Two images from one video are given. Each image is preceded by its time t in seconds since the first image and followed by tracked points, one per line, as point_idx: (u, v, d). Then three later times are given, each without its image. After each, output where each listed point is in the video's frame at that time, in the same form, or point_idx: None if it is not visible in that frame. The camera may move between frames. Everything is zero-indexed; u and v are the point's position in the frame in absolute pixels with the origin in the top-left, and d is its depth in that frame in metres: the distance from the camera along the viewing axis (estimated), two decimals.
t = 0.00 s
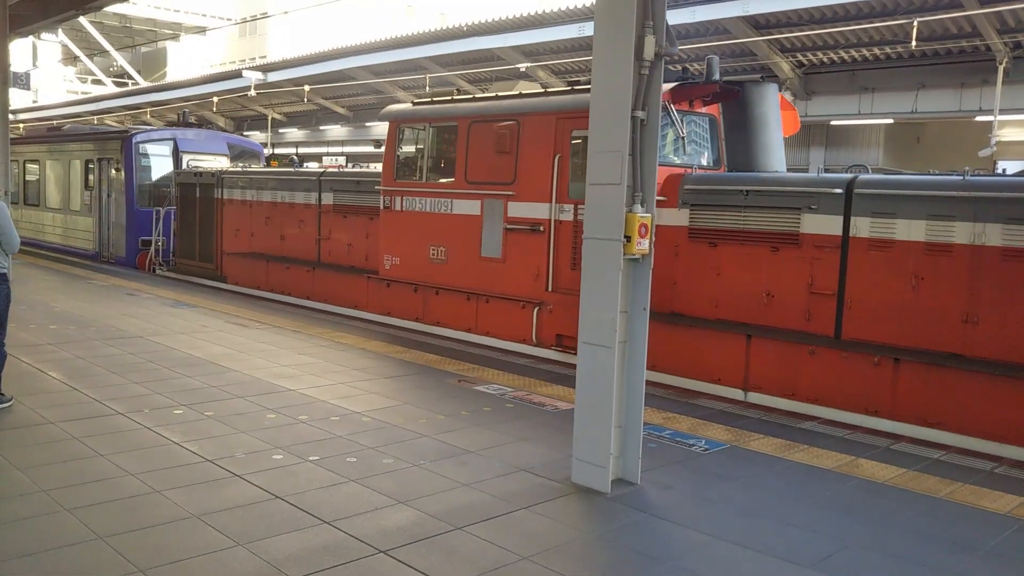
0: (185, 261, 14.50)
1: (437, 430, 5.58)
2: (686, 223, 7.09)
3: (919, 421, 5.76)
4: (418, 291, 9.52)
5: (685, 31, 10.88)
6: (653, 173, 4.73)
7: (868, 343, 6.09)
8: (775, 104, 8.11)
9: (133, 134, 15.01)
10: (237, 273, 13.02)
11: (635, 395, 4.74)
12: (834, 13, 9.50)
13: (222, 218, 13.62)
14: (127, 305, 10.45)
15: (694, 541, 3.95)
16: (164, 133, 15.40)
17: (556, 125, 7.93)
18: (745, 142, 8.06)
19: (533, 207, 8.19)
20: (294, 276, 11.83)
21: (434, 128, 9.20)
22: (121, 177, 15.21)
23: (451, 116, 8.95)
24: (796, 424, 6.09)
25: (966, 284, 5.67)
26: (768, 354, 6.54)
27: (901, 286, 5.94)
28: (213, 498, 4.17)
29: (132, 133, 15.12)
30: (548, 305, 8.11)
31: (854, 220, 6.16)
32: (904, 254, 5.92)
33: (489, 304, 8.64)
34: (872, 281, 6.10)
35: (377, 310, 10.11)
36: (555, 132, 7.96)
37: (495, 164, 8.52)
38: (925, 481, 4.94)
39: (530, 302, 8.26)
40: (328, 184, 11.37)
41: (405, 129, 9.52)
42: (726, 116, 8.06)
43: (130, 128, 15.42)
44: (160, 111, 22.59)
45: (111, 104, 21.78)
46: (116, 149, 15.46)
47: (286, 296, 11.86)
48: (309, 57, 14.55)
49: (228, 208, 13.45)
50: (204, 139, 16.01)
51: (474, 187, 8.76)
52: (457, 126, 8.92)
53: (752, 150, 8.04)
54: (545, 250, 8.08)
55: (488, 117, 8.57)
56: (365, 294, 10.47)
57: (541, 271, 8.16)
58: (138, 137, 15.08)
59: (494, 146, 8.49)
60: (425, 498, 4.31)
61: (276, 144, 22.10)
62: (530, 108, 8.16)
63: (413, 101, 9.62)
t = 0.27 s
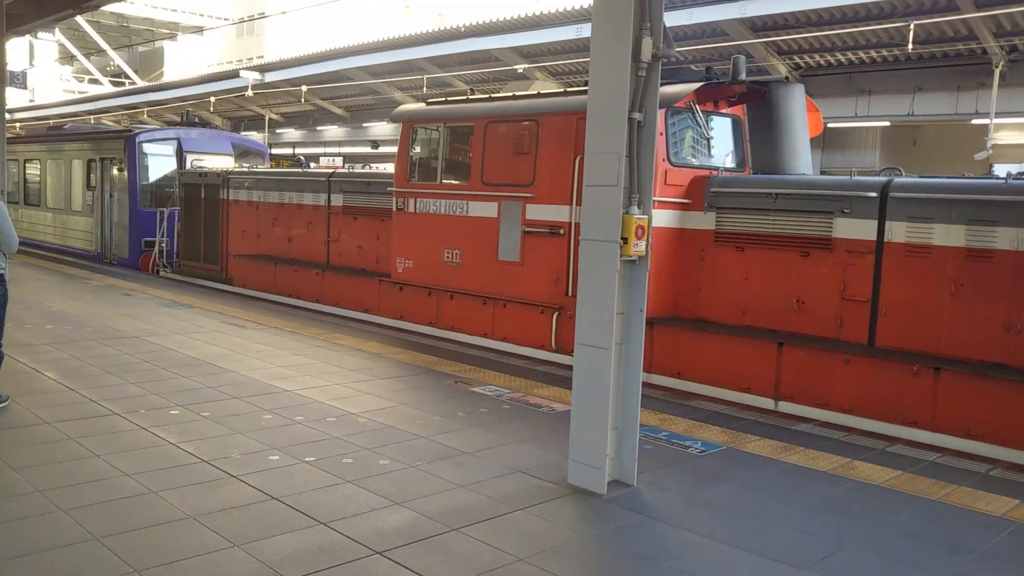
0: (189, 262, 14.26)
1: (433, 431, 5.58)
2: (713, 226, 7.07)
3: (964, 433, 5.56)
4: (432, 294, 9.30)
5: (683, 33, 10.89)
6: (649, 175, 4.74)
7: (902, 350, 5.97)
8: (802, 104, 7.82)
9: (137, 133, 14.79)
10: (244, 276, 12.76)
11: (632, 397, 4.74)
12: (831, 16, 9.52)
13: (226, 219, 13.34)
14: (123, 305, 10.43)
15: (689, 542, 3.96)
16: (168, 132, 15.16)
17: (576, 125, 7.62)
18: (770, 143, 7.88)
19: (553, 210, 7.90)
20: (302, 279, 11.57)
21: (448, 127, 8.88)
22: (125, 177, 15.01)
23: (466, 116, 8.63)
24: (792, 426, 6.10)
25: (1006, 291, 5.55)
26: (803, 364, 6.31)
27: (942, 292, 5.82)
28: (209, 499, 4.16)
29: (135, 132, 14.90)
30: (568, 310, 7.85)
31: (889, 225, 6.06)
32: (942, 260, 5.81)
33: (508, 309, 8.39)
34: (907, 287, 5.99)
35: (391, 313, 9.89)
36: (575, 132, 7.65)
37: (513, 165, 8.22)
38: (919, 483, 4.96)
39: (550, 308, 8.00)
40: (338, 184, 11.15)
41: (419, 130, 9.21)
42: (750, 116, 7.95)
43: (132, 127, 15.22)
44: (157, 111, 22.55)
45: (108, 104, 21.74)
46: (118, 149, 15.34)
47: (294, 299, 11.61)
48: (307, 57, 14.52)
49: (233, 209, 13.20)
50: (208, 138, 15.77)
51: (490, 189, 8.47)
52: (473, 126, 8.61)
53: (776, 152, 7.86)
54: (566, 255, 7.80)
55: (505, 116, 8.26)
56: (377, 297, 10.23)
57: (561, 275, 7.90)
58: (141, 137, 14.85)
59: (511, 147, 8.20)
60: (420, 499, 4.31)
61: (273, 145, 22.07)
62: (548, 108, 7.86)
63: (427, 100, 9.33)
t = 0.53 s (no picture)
0: (198, 265, 14.24)
1: (433, 433, 5.58)
2: (745, 228, 6.88)
3: (1013, 443, 5.33)
4: (448, 299, 9.10)
5: (681, 35, 10.90)
6: (647, 176, 4.74)
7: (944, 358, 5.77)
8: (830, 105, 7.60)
9: (143, 135, 14.63)
10: (253, 280, 12.54)
11: (631, 398, 4.74)
12: (829, 17, 9.53)
13: (235, 222, 13.21)
14: (122, 308, 10.42)
15: (689, 543, 3.96)
16: (174, 134, 14.99)
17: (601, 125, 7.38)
18: (800, 145, 7.71)
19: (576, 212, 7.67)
20: (313, 283, 11.34)
21: (465, 128, 8.67)
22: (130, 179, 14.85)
23: (486, 116, 8.43)
24: (791, 427, 6.10)
25: None
26: (842, 371, 6.08)
27: (987, 299, 5.61)
28: (208, 500, 4.16)
29: (141, 134, 14.72)
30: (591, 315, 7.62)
31: (929, 228, 5.85)
32: (987, 264, 5.60)
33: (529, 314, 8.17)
34: (950, 292, 5.79)
35: (404, 318, 9.69)
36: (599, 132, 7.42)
37: (535, 166, 7.99)
38: (919, 483, 4.96)
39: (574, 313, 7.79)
40: (351, 186, 10.93)
41: (436, 132, 8.99)
42: (779, 117, 7.82)
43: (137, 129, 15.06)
44: (155, 113, 22.56)
45: (107, 107, 21.75)
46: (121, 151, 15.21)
47: (305, 304, 11.39)
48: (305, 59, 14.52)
49: (243, 212, 13.05)
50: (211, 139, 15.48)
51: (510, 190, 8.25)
52: (492, 127, 8.41)
53: (804, 156, 7.73)
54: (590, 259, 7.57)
55: (526, 116, 8.03)
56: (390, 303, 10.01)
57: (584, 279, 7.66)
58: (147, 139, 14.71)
59: (532, 147, 8.00)
60: (420, 501, 4.31)
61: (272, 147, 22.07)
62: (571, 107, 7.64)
63: (442, 100, 9.12)
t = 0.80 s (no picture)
0: (203, 268, 13.91)
1: (432, 433, 5.58)
2: (779, 231, 6.70)
3: None
4: (467, 302, 8.92)
5: (679, 35, 10.90)
6: (645, 176, 4.75)
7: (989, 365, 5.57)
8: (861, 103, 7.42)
9: (148, 134, 14.53)
10: (262, 282, 12.29)
11: (630, 398, 4.74)
12: (827, 17, 9.53)
13: (243, 223, 12.97)
14: (120, 307, 10.41)
15: (688, 543, 3.96)
16: (180, 133, 14.92)
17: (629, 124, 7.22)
18: (832, 146, 7.45)
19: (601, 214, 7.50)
20: (325, 285, 11.12)
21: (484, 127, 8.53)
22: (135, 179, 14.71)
23: (506, 115, 8.26)
24: (790, 427, 6.10)
25: None
26: (881, 378, 5.91)
27: None
28: (207, 501, 4.16)
29: (146, 133, 14.61)
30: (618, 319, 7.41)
31: (975, 230, 5.66)
32: None
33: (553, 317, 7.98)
34: (996, 297, 5.59)
35: (421, 322, 9.51)
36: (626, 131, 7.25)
37: (558, 166, 7.81)
38: (917, 483, 4.96)
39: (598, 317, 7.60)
40: (364, 186, 10.72)
41: (454, 131, 8.85)
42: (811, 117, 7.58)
43: (142, 128, 14.92)
44: (153, 113, 22.53)
45: (104, 106, 21.71)
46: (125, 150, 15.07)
47: (317, 306, 11.17)
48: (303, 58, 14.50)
49: (251, 212, 12.81)
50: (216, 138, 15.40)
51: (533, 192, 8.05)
52: (512, 126, 8.24)
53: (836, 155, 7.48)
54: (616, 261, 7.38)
55: (549, 115, 7.86)
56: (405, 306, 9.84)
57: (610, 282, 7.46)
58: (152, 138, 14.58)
59: (555, 147, 7.81)
60: (419, 501, 4.31)
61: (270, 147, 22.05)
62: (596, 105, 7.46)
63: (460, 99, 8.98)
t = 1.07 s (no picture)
0: (211, 270, 13.56)
1: (430, 434, 5.57)
2: (817, 235, 6.51)
3: None
4: (488, 306, 8.69)
5: (678, 36, 10.90)
6: (645, 177, 4.74)
7: None
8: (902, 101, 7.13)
9: (154, 134, 14.35)
10: (273, 285, 12.02)
11: (629, 399, 4.74)
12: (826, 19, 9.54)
13: (253, 224, 12.70)
14: (119, 308, 10.39)
15: (686, 544, 3.95)
16: (187, 133, 14.71)
17: (658, 124, 7.01)
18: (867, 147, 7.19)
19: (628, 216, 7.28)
20: (339, 288, 10.86)
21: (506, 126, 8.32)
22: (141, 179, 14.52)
23: (529, 115, 8.04)
24: (789, 428, 6.10)
25: None
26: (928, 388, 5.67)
27: None
28: (205, 501, 4.15)
29: (153, 133, 14.45)
30: (648, 325, 7.17)
31: None
32: None
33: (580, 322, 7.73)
34: None
35: (439, 326, 9.28)
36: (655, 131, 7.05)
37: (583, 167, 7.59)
38: (916, 485, 4.96)
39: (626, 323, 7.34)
40: (378, 188, 10.47)
41: (475, 132, 8.62)
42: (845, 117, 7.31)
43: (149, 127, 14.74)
44: (152, 113, 22.50)
45: (103, 106, 21.68)
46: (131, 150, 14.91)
47: (331, 310, 10.91)
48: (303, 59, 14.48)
49: (259, 213, 12.54)
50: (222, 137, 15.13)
51: (559, 193, 7.84)
52: (536, 126, 8.02)
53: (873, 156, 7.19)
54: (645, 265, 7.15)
55: (575, 114, 7.64)
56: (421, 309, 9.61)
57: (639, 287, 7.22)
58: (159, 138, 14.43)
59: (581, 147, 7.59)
60: (417, 501, 4.30)
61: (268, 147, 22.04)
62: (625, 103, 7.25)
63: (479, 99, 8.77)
